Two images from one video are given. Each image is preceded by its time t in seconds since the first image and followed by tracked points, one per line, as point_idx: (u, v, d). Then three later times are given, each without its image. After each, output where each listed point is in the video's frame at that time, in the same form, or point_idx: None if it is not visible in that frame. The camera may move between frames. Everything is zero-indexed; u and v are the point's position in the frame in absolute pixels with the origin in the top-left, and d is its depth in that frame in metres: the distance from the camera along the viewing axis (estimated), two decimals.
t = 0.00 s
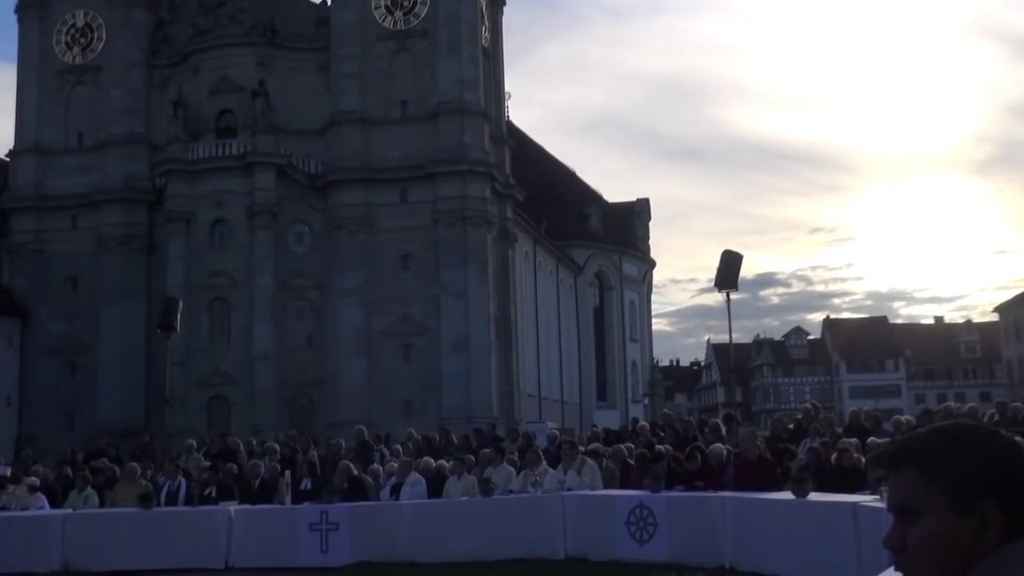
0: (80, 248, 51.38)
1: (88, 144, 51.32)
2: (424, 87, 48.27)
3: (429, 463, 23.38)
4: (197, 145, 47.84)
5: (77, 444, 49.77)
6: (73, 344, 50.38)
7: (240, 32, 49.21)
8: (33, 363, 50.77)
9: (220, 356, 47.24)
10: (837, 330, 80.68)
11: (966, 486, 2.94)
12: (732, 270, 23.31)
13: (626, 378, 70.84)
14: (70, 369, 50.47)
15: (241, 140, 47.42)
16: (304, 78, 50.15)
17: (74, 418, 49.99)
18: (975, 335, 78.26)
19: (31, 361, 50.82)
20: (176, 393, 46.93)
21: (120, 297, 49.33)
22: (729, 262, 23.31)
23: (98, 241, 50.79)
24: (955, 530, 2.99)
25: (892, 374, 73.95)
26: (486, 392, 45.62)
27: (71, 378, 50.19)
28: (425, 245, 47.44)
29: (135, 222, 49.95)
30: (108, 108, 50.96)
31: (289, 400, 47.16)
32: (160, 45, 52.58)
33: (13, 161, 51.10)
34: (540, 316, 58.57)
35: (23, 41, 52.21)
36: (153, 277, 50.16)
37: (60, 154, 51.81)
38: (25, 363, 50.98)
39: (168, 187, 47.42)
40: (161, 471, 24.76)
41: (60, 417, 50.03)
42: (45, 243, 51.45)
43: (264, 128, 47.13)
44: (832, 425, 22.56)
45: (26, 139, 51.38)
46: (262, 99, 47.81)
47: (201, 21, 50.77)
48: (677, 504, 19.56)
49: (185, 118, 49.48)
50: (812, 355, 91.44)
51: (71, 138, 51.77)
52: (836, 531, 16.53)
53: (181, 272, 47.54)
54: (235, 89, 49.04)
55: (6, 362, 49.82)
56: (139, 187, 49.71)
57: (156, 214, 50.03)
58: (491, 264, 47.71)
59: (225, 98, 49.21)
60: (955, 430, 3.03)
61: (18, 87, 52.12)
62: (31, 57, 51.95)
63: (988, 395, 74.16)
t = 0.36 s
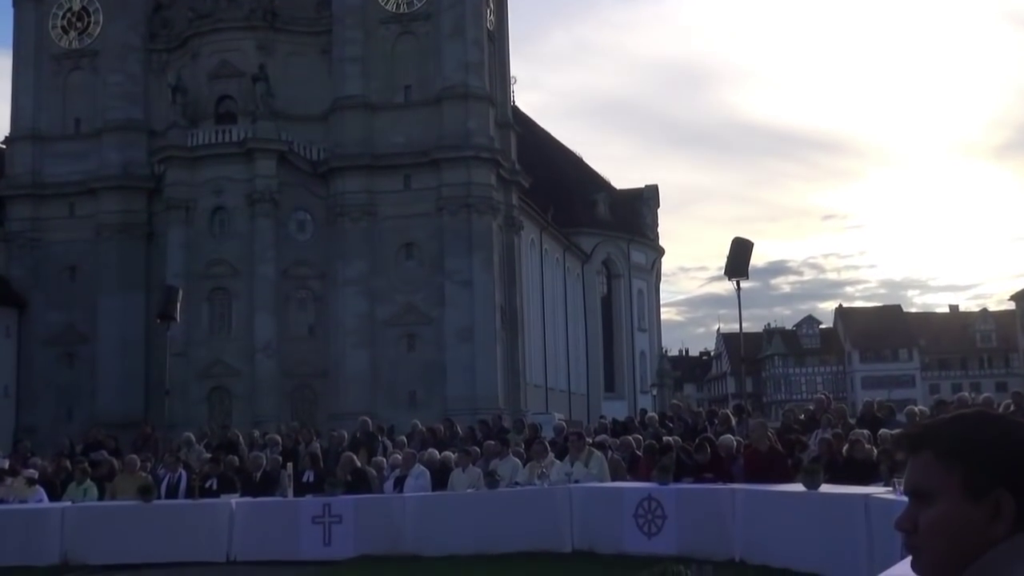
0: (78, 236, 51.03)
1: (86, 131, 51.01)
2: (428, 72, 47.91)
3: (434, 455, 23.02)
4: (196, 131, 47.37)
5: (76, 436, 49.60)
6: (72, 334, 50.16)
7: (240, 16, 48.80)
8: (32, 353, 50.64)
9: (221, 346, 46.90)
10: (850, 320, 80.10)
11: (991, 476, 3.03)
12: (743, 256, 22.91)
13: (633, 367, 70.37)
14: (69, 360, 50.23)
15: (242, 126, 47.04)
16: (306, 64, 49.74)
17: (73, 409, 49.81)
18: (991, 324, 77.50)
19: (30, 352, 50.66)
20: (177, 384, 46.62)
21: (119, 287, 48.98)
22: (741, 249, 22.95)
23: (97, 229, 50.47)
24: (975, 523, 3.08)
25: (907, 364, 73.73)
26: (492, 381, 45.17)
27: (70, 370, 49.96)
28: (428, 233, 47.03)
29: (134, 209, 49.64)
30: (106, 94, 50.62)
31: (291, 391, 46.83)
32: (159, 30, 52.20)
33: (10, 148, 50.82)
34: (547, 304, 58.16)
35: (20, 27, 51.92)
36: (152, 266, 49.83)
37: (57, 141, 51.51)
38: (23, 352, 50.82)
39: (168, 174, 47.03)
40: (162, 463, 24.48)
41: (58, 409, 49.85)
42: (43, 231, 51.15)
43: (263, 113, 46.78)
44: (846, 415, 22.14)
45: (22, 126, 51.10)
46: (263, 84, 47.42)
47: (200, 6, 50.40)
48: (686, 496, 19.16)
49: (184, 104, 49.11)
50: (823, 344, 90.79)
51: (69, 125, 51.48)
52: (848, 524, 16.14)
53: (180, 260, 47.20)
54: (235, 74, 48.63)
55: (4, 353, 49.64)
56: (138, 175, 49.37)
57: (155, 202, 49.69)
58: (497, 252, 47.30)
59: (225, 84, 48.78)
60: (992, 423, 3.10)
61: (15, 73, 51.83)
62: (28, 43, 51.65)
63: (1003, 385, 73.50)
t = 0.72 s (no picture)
0: (79, 224, 51.09)
1: (86, 118, 50.98)
2: (429, 59, 47.86)
3: (435, 441, 23.07)
4: (197, 118, 47.33)
5: (78, 423, 49.69)
6: (73, 322, 50.21)
7: (240, 3, 48.71)
8: (33, 340, 50.72)
9: (222, 333, 46.90)
10: (852, 307, 80.09)
11: (993, 451, 3.05)
12: (743, 244, 22.89)
13: (634, 354, 70.39)
14: (70, 346, 50.29)
15: (242, 113, 47.00)
16: (307, 51, 49.66)
17: (74, 397, 49.87)
18: (993, 310, 77.46)
19: (32, 339, 50.73)
20: (178, 370, 46.63)
21: (120, 274, 49.01)
22: (741, 237, 22.93)
23: (97, 215, 50.48)
24: (976, 498, 3.10)
25: (908, 350, 73.83)
26: (493, 367, 45.19)
27: (71, 357, 50.04)
28: (430, 220, 47.03)
29: (135, 196, 49.64)
30: (106, 81, 50.57)
31: (293, 378, 46.88)
32: (159, 17, 52.12)
33: (10, 135, 50.80)
34: (548, 292, 58.12)
35: (20, 14, 51.87)
36: (153, 253, 49.84)
37: (58, 129, 51.49)
38: (24, 340, 50.88)
39: (169, 161, 47.01)
40: (164, 450, 24.54)
41: (60, 397, 49.92)
42: (43, 218, 51.16)
43: (264, 100, 46.74)
44: (846, 402, 22.13)
45: (22, 114, 51.08)
46: (263, 71, 47.39)
47: None
48: (688, 482, 19.20)
49: (185, 91, 49.07)
50: (825, 331, 90.71)
51: (69, 112, 51.46)
52: (850, 511, 16.16)
53: (182, 247, 47.21)
54: (236, 61, 48.57)
55: (5, 340, 49.69)
56: (139, 162, 49.33)
57: (156, 189, 49.65)
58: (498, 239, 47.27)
59: (225, 71, 48.77)
60: (991, 400, 3.14)
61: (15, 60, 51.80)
62: (28, 30, 51.60)
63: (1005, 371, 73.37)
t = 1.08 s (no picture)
0: (79, 212, 51.10)
1: (86, 106, 50.94)
2: (429, 47, 47.82)
3: (436, 429, 23.10)
4: (197, 106, 47.29)
5: (79, 411, 49.76)
6: (73, 310, 50.24)
7: None
8: (34, 329, 50.78)
9: (222, 321, 46.90)
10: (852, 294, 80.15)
11: (1004, 433, 3.09)
12: (744, 231, 22.89)
13: (635, 341, 70.43)
14: (71, 334, 50.33)
15: (242, 101, 46.95)
16: (307, 39, 49.59)
17: (75, 384, 49.95)
18: (992, 297, 77.54)
19: (32, 327, 50.79)
20: (179, 358, 46.66)
21: (120, 262, 49.01)
22: (741, 225, 22.91)
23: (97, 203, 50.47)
24: (982, 481, 3.13)
25: (908, 338, 73.94)
26: (493, 355, 45.23)
27: (72, 345, 50.10)
28: (430, 208, 47.04)
29: (135, 184, 49.62)
30: (106, 69, 50.51)
31: (293, 366, 46.91)
32: (158, 5, 52.03)
33: (10, 123, 50.76)
34: (549, 279, 58.16)
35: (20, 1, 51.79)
36: (154, 241, 49.84)
37: (58, 117, 51.44)
38: (25, 328, 50.91)
39: (169, 149, 46.98)
40: (165, 438, 24.59)
41: (61, 385, 49.99)
42: (43, 207, 51.15)
43: (264, 88, 46.70)
44: (846, 390, 22.17)
45: (22, 102, 51.05)
46: (263, 59, 47.34)
47: None
48: (688, 470, 19.21)
49: (184, 79, 49.02)
50: (825, 318, 90.69)
51: (69, 100, 51.41)
52: (850, 497, 16.19)
53: (182, 235, 47.20)
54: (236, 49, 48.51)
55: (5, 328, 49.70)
56: (139, 150, 49.30)
57: (156, 177, 49.64)
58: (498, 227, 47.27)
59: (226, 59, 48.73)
60: (1001, 387, 3.19)
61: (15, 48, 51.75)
62: (27, 18, 51.53)
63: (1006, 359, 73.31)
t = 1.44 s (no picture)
0: (80, 200, 51.07)
1: (86, 94, 50.90)
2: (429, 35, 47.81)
3: (437, 417, 23.11)
4: (197, 94, 47.26)
5: (81, 399, 49.81)
6: (74, 298, 50.25)
7: None
8: (35, 317, 50.81)
9: (223, 309, 46.89)
10: (853, 281, 80.16)
11: (1010, 413, 2.92)
12: (746, 218, 22.86)
13: (636, 329, 70.45)
14: (72, 323, 50.37)
15: (242, 89, 46.89)
16: (307, 26, 49.51)
17: (76, 372, 50.00)
18: (993, 285, 77.43)
19: (33, 315, 50.82)
20: (180, 346, 46.68)
21: (121, 250, 49.01)
22: (743, 212, 22.88)
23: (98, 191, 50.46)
24: (988, 462, 2.97)
25: (909, 325, 74.00)
26: (494, 342, 45.27)
27: (73, 333, 50.15)
28: (431, 196, 47.01)
29: (135, 172, 49.59)
30: (106, 57, 50.44)
31: (294, 353, 46.92)
32: None
33: (11, 112, 50.73)
34: (549, 267, 58.11)
35: None
36: (154, 228, 49.83)
37: (58, 105, 51.41)
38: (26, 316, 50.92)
39: (169, 137, 46.92)
40: (166, 425, 24.65)
41: (63, 373, 50.04)
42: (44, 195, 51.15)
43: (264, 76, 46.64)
44: (846, 376, 22.18)
45: (23, 89, 51.06)
46: (263, 46, 47.27)
47: None
48: (689, 457, 19.24)
49: (184, 66, 48.97)
50: (826, 306, 90.65)
51: (69, 88, 51.40)
52: (851, 484, 16.22)
53: (182, 223, 47.17)
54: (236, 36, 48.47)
55: (6, 317, 49.72)
56: (139, 138, 49.25)
57: (156, 165, 49.62)
58: (499, 214, 47.24)
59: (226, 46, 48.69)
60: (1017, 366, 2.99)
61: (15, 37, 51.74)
62: (27, 7, 51.48)
63: (1007, 346, 73.24)
